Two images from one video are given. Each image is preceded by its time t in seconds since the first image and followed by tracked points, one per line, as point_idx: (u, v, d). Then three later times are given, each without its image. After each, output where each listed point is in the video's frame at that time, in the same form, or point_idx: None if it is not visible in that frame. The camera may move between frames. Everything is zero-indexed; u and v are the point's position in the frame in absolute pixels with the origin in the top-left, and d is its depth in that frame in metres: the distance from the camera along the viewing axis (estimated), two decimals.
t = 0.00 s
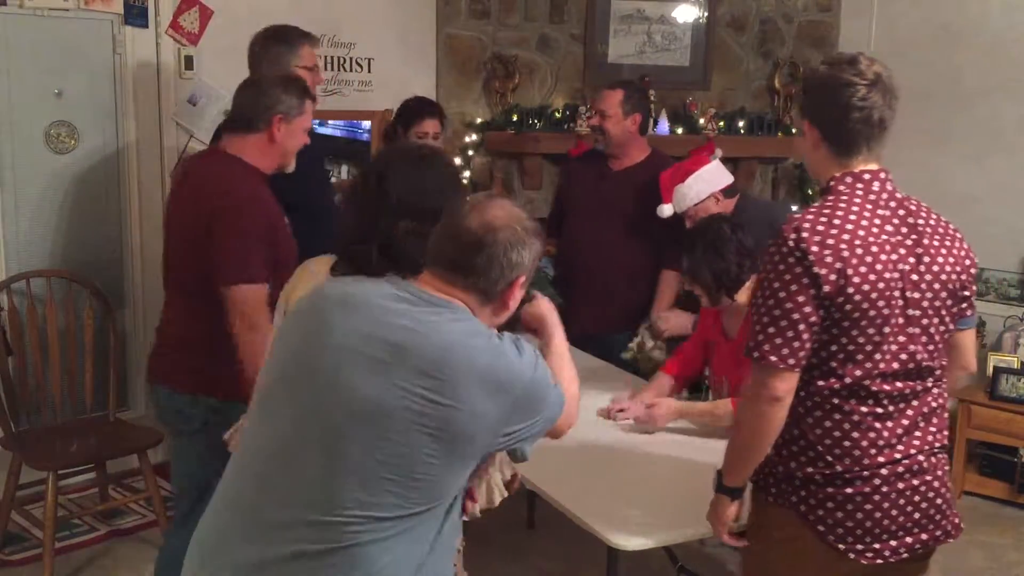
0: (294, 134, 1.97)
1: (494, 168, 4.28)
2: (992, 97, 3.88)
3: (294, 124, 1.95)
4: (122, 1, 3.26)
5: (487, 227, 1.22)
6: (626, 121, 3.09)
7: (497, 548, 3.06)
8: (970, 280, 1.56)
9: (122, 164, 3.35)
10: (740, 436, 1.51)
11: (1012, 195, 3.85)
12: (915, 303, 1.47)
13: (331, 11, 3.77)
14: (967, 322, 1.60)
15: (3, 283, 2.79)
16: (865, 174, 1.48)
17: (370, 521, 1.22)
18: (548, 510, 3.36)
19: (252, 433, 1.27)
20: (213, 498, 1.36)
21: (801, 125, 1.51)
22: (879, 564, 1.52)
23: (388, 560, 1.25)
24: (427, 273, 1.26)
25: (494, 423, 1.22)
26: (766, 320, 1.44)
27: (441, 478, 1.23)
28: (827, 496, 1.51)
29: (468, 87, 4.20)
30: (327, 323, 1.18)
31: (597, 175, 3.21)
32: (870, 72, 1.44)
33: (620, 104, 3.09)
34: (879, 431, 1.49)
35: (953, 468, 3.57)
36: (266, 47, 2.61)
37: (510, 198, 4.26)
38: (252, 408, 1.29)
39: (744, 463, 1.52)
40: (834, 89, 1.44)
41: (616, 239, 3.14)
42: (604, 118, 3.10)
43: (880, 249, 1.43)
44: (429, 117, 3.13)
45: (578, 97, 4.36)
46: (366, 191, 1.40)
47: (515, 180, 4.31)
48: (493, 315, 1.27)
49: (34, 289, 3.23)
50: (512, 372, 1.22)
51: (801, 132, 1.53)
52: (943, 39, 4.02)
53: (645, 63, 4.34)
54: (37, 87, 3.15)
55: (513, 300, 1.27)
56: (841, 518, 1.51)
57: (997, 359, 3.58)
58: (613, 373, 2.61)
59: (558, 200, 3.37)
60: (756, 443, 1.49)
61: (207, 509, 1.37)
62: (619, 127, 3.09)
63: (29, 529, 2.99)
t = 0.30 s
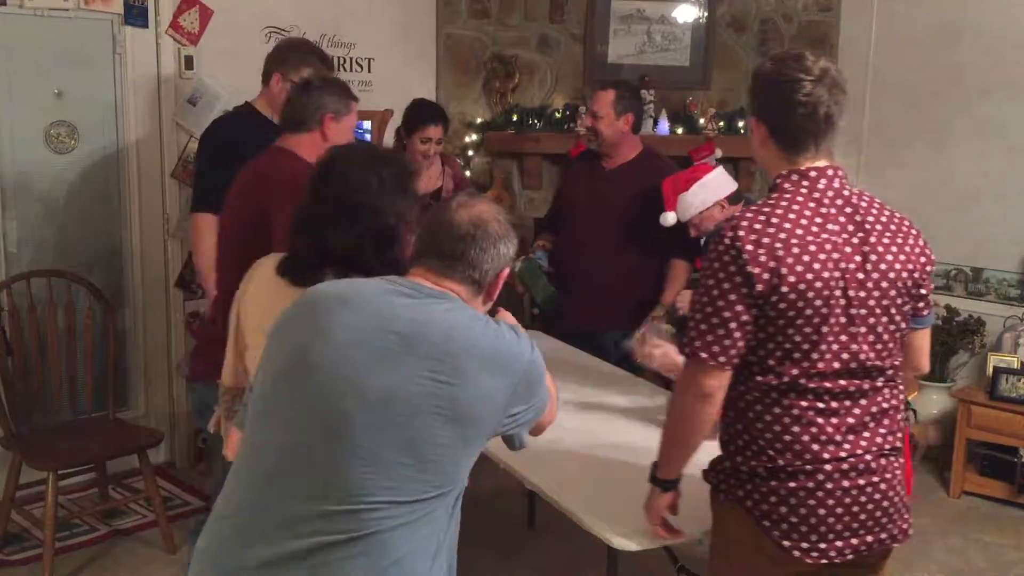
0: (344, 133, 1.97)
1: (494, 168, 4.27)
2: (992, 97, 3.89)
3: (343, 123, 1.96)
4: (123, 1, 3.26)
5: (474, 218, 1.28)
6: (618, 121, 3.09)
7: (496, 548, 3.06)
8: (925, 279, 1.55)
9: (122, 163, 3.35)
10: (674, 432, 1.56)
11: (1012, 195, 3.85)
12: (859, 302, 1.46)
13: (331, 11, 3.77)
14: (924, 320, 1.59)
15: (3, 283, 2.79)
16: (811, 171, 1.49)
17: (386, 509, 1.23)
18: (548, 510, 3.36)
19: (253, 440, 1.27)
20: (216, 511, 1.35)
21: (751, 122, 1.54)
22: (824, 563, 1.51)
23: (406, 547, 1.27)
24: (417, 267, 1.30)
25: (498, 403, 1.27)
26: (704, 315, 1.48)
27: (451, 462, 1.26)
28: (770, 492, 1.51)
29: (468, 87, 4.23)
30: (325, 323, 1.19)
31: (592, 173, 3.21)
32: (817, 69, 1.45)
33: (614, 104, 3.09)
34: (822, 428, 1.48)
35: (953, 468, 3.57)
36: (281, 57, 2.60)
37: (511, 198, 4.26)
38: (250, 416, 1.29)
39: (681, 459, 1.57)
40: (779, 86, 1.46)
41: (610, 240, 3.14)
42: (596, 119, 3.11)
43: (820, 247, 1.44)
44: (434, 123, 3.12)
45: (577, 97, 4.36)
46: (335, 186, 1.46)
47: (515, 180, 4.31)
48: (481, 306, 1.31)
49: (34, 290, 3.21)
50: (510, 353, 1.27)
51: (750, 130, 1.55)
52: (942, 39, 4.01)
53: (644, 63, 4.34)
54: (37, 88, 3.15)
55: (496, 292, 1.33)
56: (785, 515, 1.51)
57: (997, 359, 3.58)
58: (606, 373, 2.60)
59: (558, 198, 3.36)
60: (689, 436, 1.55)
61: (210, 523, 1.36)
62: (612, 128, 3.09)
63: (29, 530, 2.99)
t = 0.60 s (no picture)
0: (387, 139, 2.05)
1: (494, 167, 4.28)
2: (991, 96, 3.88)
3: (386, 129, 2.03)
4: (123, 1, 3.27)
5: (449, 224, 1.33)
6: (604, 117, 3.10)
7: (495, 547, 3.06)
8: (903, 283, 1.55)
9: (122, 163, 3.35)
10: (637, 433, 1.57)
11: (1011, 194, 3.84)
12: (832, 307, 1.46)
13: (332, 12, 3.78)
14: (902, 326, 1.58)
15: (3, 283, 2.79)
16: (788, 171, 1.49)
17: (396, 501, 1.25)
18: (547, 510, 3.36)
19: (250, 453, 1.26)
20: (214, 531, 1.33)
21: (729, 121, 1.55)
22: (789, 566, 1.51)
23: (414, 536, 1.29)
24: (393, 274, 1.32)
25: (490, 390, 1.31)
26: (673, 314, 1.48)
27: (452, 451, 1.29)
28: (737, 492, 1.52)
29: (469, 87, 4.22)
30: (317, 329, 1.20)
31: (580, 176, 3.20)
32: (794, 69, 1.46)
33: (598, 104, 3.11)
34: (789, 431, 1.47)
35: (953, 467, 3.57)
36: (268, 52, 2.65)
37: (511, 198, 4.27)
38: (242, 430, 1.28)
39: (645, 460, 1.58)
40: (757, 86, 1.46)
41: (604, 240, 3.14)
42: (585, 118, 3.11)
43: (793, 250, 1.43)
44: (436, 128, 3.06)
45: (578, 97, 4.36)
46: (263, 196, 1.50)
47: (515, 180, 4.31)
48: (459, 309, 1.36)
49: (35, 290, 3.21)
50: (494, 341, 1.32)
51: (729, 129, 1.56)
52: (941, 39, 4.01)
53: (644, 63, 4.34)
54: (37, 88, 3.15)
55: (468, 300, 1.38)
56: (751, 516, 1.51)
57: (997, 359, 3.58)
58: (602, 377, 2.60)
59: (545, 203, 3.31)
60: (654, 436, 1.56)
61: (209, 544, 1.33)
62: (600, 126, 3.11)
63: (29, 529, 2.99)
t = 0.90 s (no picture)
0: (392, 136, 2.01)
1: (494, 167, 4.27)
2: (991, 96, 3.88)
3: (392, 125, 1.99)
4: (122, 1, 3.27)
5: (422, 236, 1.36)
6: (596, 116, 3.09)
7: (495, 547, 3.06)
8: (909, 282, 1.55)
9: (122, 163, 3.35)
10: (645, 434, 1.58)
11: (1011, 195, 3.84)
12: (836, 306, 1.46)
13: (332, 11, 3.78)
14: (913, 325, 1.60)
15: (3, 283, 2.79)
16: (789, 173, 1.49)
17: (397, 495, 1.26)
18: (548, 510, 3.36)
19: (239, 458, 1.25)
20: (200, 542, 1.30)
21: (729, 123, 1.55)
22: (797, 569, 1.51)
23: (412, 531, 1.31)
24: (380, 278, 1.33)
25: (479, 388, 1.34)
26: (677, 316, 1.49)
27: (446, 448, 1.31)
28: (745, 494, 1.52)
29: (468, 87, 4.22)
30: (310, 330, 1.21)
31: (576, 177, 3.19)
32: (794, 72, 1.45)
33: (591, 102, 3.10)
34: (796, 431, 1.47)
35: (953, 468, 3.57)
36: (277, 51, 2.65)
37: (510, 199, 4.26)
38: (228, 436, 1.27)
39: (652, 461, 1.59)
40: (759, 87, 1.46)
41: (604, 241, 3.14)
42: (575, 118, 3.11)
43: (794, 248, 1.44)
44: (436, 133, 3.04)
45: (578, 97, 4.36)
46: (235, 189, 1.54)
47: (515, 180, 4.29)
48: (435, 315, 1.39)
49: (35, 290, 3.22)
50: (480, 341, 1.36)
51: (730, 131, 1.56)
52: (941, 39, 4.01)
53: (644, 63, 4.34)
54: (37, 88, 3.15)
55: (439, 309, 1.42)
56: (760, 518, 1.51)
57: (997, 359, 3.58)
58: (601, 377, 2.59)
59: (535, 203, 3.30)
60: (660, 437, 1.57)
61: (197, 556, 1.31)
62: (591, 125, 3.10)
63: (29, 530, 2.99)
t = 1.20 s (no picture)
0: (416, 157, 1.95)
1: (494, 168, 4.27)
2: (991, 96, 3.88)
3: (417, 146, 1.94)
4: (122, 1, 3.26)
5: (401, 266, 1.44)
6: (610, 118, 3.10)
7: (496, 547, 3.06)
8: (945, 280, 1.57)
9: (123, 163, 3.35)
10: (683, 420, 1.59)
11: (1011, 195, 3.84)
12: (877, 298, 1.47)
13: (331, 11, 3.79)
14: (947, 329, 1.60)
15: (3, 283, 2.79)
16: (828, 169, 1.51)
17: (397, 493, 1.27)
18: (549, 510, 3.36)
19: (236, 460, 1.24)
20: (197, 545, 1.29)
21: (760, 125, 1.57)
22: (843, 564, 1.51)
23: (410, 530, 1.32)
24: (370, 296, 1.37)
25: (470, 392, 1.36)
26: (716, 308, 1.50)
27: (440, 450, 1.33)
28: (787, 489, 1.52)
29: (468, 87, 4.23)
30: (305, 332, 1.23)
31: (579, 178, 3.18)
32: (823, 71, 1.50)
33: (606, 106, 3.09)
34: (840, 425, 1.48)
35: (954, 467, 3.57)
36: (293, 54, 2.67)
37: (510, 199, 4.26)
38: (222, 441, 1.27)
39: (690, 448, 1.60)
40: (791, 85, 1.50)
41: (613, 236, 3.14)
42: (591, 120, 3.08)
43: (835, 240, 1.45)
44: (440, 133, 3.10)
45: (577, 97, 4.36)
46: (228, 184, 1.56)
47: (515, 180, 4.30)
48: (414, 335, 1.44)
49: (35, 289, 3.22)
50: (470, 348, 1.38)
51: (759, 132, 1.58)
52: (942, 39, 4.00)
53: (644, 63, 4.34)
54: (37, 88, 3.15)
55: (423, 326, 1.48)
56: (804, 514, 1.51)
57: (998, 360, 3.59)
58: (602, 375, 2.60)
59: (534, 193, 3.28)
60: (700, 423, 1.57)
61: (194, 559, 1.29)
62: (606, 126, 3.10)
63: (29, 529, 2.99)
